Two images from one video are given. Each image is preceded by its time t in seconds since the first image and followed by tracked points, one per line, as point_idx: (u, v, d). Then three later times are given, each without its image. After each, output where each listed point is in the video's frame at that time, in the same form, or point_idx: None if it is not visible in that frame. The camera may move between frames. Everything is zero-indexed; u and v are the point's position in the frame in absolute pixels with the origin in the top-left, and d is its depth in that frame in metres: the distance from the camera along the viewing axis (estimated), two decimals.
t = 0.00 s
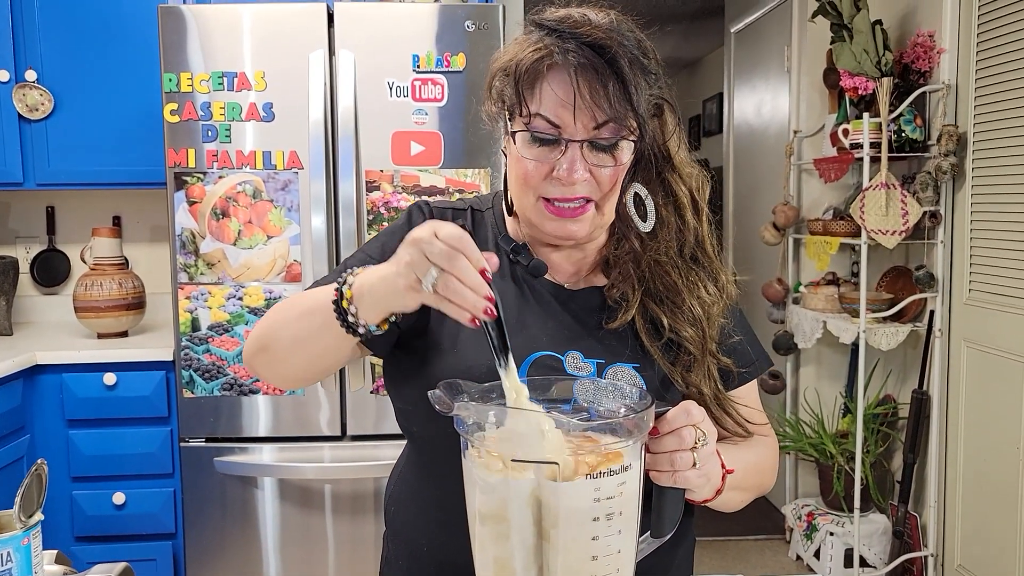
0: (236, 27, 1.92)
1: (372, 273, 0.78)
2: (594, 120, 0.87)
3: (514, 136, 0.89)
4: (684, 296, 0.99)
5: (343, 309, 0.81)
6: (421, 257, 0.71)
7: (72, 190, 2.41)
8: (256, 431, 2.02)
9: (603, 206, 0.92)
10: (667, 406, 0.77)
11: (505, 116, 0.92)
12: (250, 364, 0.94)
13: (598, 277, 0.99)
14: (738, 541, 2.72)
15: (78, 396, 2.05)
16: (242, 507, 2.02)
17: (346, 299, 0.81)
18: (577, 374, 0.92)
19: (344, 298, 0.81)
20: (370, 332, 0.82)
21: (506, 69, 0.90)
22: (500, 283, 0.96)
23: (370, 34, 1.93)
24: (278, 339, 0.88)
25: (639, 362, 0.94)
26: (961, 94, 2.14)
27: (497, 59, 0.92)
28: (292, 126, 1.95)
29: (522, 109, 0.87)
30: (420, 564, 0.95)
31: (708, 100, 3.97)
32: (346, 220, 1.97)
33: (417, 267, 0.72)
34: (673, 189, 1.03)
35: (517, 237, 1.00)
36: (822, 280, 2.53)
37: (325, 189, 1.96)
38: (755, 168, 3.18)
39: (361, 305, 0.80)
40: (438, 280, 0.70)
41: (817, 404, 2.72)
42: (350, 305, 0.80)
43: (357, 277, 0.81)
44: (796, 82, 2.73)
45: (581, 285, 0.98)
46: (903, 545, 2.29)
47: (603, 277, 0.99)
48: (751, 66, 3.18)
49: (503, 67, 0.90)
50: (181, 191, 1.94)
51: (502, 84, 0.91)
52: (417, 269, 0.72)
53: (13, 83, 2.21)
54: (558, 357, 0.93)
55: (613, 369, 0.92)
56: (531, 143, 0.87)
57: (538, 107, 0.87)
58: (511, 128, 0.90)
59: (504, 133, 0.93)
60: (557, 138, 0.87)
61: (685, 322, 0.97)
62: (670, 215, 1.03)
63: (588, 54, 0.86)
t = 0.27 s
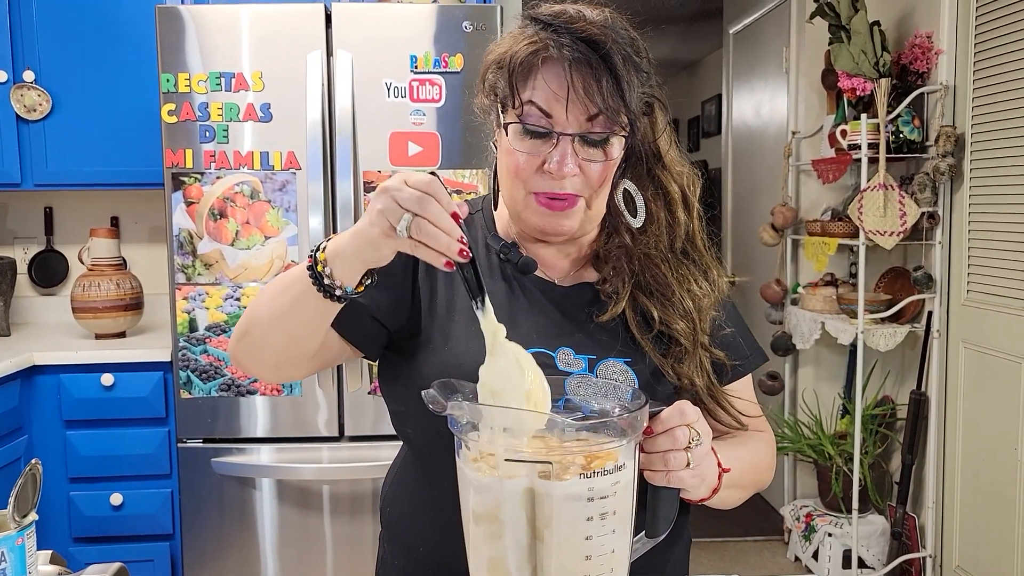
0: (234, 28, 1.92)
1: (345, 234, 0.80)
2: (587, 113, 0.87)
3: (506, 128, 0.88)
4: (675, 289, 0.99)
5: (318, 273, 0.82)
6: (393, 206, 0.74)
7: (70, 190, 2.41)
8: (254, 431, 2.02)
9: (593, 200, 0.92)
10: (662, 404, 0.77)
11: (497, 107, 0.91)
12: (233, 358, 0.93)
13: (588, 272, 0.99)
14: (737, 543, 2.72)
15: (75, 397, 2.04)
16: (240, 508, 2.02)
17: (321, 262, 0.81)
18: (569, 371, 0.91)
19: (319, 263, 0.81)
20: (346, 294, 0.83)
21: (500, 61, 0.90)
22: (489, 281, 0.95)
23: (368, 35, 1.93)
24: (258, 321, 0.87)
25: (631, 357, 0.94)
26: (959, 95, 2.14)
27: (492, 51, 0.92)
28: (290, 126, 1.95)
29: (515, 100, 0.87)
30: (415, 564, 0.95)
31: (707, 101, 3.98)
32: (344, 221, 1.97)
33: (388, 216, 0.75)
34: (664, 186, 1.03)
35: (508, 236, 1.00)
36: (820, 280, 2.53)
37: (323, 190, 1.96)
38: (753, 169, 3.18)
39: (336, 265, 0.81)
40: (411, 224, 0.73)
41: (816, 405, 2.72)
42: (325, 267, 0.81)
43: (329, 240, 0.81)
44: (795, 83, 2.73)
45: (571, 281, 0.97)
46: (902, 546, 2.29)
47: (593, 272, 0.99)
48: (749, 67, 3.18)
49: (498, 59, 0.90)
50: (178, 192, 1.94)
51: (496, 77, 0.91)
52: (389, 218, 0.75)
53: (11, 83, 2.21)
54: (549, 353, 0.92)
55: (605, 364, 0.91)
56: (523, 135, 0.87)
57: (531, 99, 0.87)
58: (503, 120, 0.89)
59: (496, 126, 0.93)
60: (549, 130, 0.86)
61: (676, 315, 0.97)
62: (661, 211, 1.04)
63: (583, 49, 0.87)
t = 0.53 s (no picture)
0: (234, 30, 1.93)
1: (371, 282, 0.79)
2: (581, 115, 0.88)
3: (501, 130, 0.89)
4: (669, 289, 1.00)
5: (340, 316, 0.82)
6: (434, 277, 0.73)
7: (70, 192, 2.41)
8: (254, 431, 2.02)
9: (587, 201, 0.93)
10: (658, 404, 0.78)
11: (492, 110, 0.92)
12: (234, 362, 0.95)
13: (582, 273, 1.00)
14: (737, 542, 2.72)
15: (76, 398, 2.05)
16: (240, 508, 2.02)
17: (343, 306, 0.81)
18: (564, 370, 0.93)
19: (341, 306, 0.81)
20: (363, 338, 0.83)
21: (494, 64, 0.91)
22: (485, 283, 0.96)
23: (368, 36, 1.94)
24: (265, 338, 0.89)
25: (626, 356, 0.95)
26: (957, 96, 2.14)
27: (486, 55, 0.93)
28: (289, 128, 1.95)
29: (510, 102, 0.88)
30: (413, 562, 0.96)
31: (707, 102, 3.98)
32: (344, 222, 1.97)
33: (428, 286, 0.73)
34: (658, 186, 1.03)
35: (503, 237, 1.01)
36: (820, 281, 2.53)
37: (323, 191, 1.97)
38: (752, 170, 3.19)
39: (359, 314, 0.80)
40: (450, 299, 0.72)
41: (815, 405, 2.72)
42: (347, 313, 0.81)
43: (356, 284, 0.81)
44: (794, 84, 2.74)
45: (565, 281, 0.99)
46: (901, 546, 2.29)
47: (588, 272, 1.01)
48: (748, 68, 3.19)
49: (492, 62, 0.91)
50: (178, 193, 1.95)
51: (490, 80, 0.91)
52: (429, 287, 0.74)
53: (12, 85, 2.22)
54: (544, 353, 0.94)
55: (601, 364, 0.94)
56: (518, 137, 0.88)
57: (525, 101, 0.87)
58: (498, 122, 0.90)
59: (491, 129, 0.94)
60: (543, 132, 0.87)
61: (670, 314, 0.97)
62: (655, 210, 1.03)
63: (576, 51, 0.87)
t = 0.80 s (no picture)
0: (236, 31, 1.94)
1: (384, 311, 0.79)
2: (580, 114, 0.89)
3: (501, 129, 0.90)
4: (666, 288, 1.00)
5: (352, 340, 0.82)
6: (443, 295, 0.73)
7: (72, 192, 2.42)
8: (255, 431, 2.03)
9: (585, 199, 0.94)
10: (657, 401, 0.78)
11: (492, 110, 0.93)
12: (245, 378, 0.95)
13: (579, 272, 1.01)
14: (736, 543, 2.73)
15: (77, 397, 2.06)
16: (241, 507, 2.03)
17: (356, 331, 0.81)
18: (561, 367, 0.95)
19: (355, 331, 0.81)
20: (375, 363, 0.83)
21: (494, 64, 0.91)
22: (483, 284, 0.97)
23: (368, 38, 1.95)
24: (278, 359, 0.89)
25: (621, 353, 0.97)
26: (956, 98, 2.15)
27: (485, 55, 0.94)
28: (290, 128, 1.96)
29: (510, 102, 0.89)
30: (411, 559, 0.97)
31: (707, 104, 3.99)
32: (344, 222, 1.98)
33: (437, 305, 0.74)
34: (654, 187, 1.04)
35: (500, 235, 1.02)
36: (819, 282, 2.54)
37: (324, 192, 1.98)
38: (752, 172, 3.19)
39: (370, 339, 0.80)
40: (459, 318, 0.72)
41: (814, 406, 2.73)
42: (360, 338, 0.81)
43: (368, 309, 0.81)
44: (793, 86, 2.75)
45: (562, 280, 1.00)
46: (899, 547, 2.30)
47: (585, 270, 1.01)
48: (748, 70, 3.20)
49: (492, 62, 0.91)
50: (180, 193, 1.96)
51: (490, 80, 0.92)
52: (439, 308, 0.74)
53: (15, 86, 2.23)
54: (540, 350, 0.95)
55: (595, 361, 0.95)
56: (518, 136, 0.89)
57: (525, 100, 0.88)
58: (498, 121, 0.91)
59: (489, 128, 0.95)
60: (543, 131, 0.88)
61: (666, 313, 0.99)
62: (651, 210, 1.04)
63: (576, 51, 0.88)
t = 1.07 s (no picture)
0: (238, 34, 1.96)
1: (362, 284, 0.80)
2: (572, 116, 0.90)
3: (494, 132, 0.91)
4: (657, 285, 1.02)
5: (340, 323, 0.82)
6: (412, 259, 0.74)
7: (75, 194, 2.44)
8: (257, 431, 2.04)
9: (578, 199, 0.95)
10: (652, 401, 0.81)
11: (484, 113, 0.94)
12: (250, 385, 0.96)
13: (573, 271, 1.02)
14: (736, 543, 2.74)
15: (80, 398, 2.07)
16: (243, 507, 2.04)
17: (342, 314, 0.82)
18: (555, 365, 0.95)
19: (340, 313, 0.82)
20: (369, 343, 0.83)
21: (486, 68, 0.93)
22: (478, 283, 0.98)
23: (369, 41, 1.96)
24: (276, 358, 0.90)
25: (614, 350, 0.98)
26: (953, 100, 2.17)
27: (477, 60, 0.95)
28: (291, 131, 1.98)
29: (503, 105, 0.90)
30: (411, 556, 0.98)
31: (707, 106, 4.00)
32: (345, 224, 1.99)
33: (409, 270, 0.75)
34: (644, 186, 1.07)
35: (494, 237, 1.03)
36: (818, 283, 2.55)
37: (325, 193, 1.99)
38: (751, 174, 3.21)
39: (357, 318, 0.81)
40: (431, 277, 0.73)
41: (813, 407, 2.74)
42: (347, 319, 0.82)
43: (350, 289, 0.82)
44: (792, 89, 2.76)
45: (556, 280, 1.01)
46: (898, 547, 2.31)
47: (577, 270, 1.02)
48: (747, 73, 3.21)
49: (484, 66, 0.93)
50: (182, 195, 1.97)
51: (483, 83, 0.93)
52: (410, 271, 0.75)
53: (18, 88, 2.25)
54: (536, 349, 0.96)
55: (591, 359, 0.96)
56: (511, 138, 0.90)
57: (517, 103, 0.90)
58: (491, 124, 0.92)
59: (483, 131, 0.96)
60: (535, 132, 0.89)
61: (658, 309, 1.00)
62: (640, 209, 1.07)
63: (566, 53, 0.90)
